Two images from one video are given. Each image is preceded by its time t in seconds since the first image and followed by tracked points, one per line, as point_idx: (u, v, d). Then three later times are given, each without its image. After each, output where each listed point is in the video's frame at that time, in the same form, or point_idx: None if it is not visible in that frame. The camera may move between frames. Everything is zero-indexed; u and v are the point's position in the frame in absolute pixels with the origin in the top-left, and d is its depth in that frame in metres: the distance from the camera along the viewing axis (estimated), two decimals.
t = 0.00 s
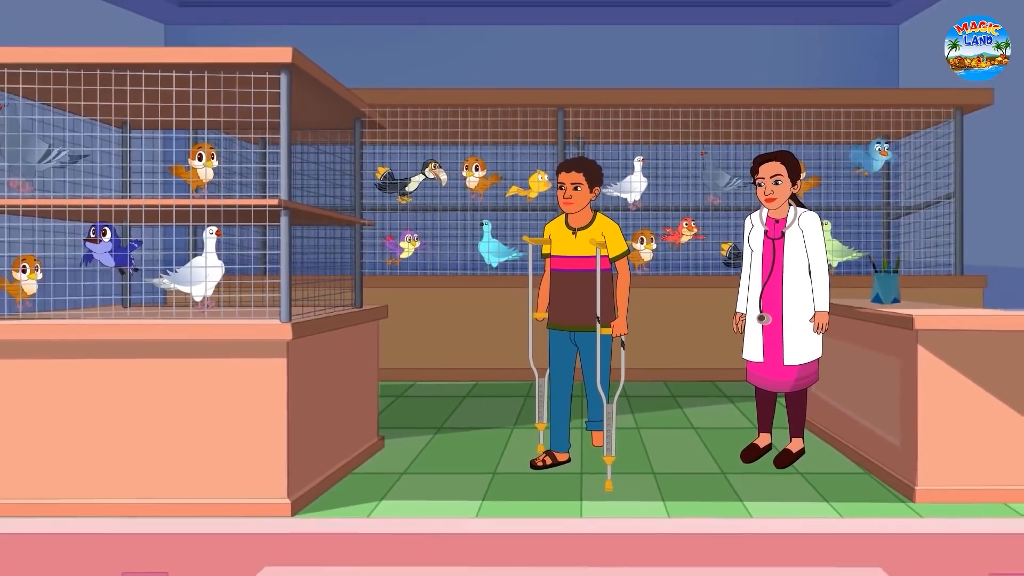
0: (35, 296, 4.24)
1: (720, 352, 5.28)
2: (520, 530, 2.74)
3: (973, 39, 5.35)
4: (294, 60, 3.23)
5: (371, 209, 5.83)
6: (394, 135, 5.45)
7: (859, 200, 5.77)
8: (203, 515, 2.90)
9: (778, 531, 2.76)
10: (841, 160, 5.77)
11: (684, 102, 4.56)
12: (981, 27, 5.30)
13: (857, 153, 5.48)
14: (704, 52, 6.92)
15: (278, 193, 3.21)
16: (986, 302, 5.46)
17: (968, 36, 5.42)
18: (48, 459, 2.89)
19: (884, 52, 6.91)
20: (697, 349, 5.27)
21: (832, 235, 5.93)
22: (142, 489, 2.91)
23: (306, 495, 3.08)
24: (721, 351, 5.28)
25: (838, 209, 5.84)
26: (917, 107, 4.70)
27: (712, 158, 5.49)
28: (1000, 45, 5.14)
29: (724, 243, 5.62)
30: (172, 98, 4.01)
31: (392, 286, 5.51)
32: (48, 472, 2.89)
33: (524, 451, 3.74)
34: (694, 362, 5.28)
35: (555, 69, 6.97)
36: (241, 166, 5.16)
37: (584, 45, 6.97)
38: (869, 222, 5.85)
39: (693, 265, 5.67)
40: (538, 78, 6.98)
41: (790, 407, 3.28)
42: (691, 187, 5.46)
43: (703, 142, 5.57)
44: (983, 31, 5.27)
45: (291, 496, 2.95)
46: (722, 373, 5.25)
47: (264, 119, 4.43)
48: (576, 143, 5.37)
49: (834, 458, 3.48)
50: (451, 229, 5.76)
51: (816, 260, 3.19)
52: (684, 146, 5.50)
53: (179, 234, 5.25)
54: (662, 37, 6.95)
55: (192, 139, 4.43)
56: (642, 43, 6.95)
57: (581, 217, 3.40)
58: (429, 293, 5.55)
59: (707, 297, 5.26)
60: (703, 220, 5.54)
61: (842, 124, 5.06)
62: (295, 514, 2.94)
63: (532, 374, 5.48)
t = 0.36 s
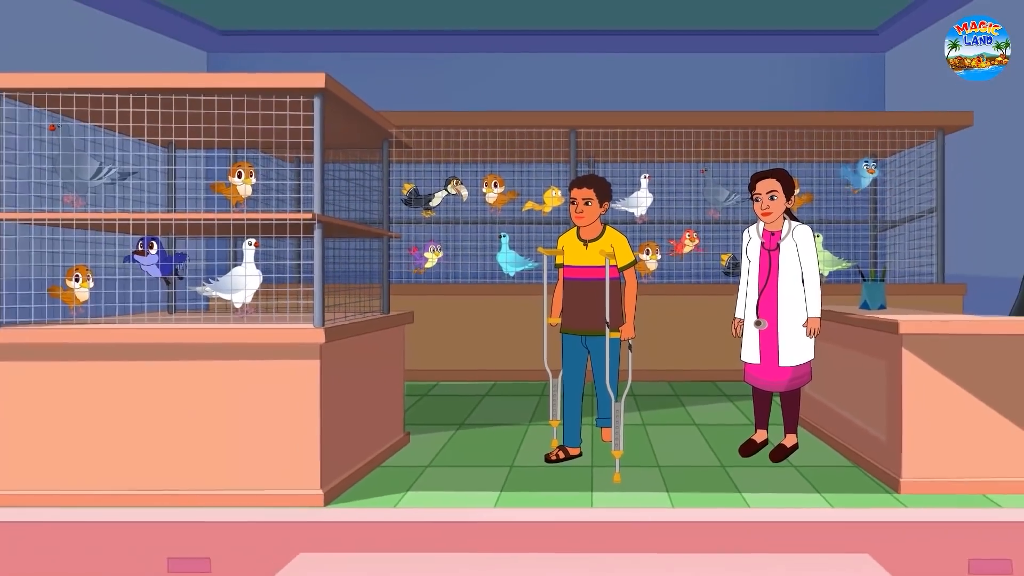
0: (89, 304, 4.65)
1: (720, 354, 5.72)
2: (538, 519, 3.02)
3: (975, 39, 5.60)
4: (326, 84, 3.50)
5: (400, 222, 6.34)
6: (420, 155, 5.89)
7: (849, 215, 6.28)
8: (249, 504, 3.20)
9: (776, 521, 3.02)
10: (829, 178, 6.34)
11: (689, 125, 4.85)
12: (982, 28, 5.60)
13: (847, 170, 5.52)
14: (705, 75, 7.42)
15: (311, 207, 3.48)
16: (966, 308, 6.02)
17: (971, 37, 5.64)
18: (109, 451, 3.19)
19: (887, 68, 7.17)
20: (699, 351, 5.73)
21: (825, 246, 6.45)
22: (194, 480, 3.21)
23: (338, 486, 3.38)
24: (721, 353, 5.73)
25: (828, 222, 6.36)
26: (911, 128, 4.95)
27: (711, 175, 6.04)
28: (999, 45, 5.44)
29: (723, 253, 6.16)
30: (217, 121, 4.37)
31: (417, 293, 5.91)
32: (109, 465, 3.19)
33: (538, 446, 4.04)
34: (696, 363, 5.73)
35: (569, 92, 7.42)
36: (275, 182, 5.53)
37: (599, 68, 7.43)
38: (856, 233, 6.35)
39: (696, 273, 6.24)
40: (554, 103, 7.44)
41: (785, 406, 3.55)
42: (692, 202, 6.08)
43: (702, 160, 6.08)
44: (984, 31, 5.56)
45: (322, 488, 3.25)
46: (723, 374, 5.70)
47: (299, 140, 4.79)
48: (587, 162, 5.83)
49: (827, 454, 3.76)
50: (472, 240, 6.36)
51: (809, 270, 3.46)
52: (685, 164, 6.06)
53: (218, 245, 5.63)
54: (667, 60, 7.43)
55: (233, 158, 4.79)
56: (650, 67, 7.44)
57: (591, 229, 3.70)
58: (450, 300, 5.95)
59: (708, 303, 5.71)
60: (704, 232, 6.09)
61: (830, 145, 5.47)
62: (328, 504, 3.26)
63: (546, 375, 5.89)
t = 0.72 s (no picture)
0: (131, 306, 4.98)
1: (719, 356, 6.16)
2: (549, 510, 3.30)
3: (975, 37, 5.15)
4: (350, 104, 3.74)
5: (421, 233, 6.74)
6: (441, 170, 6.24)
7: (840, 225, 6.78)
8: (286, 496, 3.52)
9: (769, 511, 3.27)
10: (820, 193, 6.82)
11: (690, 140, 5.27)
12: (980, 27, 5.13)
13: (837, 185, 5.90)
14: (708, 93, 7.81)
15: (339, 220, 3.77)
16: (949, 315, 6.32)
17: (968, 35, 5.15)
18: (160, 446, 3.53)
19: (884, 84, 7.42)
20: (699, 353, 6.17)
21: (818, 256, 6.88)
22: (236, 473, 3.54)
23: (363, 480, 3.67)
24: (720, 354, 6.17)
25: (821, 233, 6.79)
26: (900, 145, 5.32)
27: (711, 189, 6.53)
28: (998, 45, 5.05)
29: (721, 263, 6.66)
30: (252, 139, 4.71)
31: (438, 299, 6.29)
32: (160, 459, 3.53)
33: (551, 442, 4.34)
34: (697, 364, 6.17)
35: (580, 110, 7.84)
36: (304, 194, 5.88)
37: (609, 88, 7.85)
38: (847, 242, 6.76)
39: (697, 281, 6.76)
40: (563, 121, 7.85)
41: (781, 404, 3.81)
42: (692, 215, 6.56)
43: (702, 176, 6.54)
44: (982, 30, 5.11)
45: (349, 480, 3.55)
46: (723, 374, 6.13)
47: (328, 156, 5.13)
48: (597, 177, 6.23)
49: (822, 451, 4.00)
50: (490, 250, 6.73)
51: (802, 278, 3.71)
52: (685, 181, 6.57)
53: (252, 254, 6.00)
54: (674, 78, 7.79)
55: (266, 173, 5.13)
56: (657, 86, 7.85)
57: (600, 241, 3.99)
58: (468, 305, 6.30)
59: (707, 307, 6.15)
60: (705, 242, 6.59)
61: (820, 164, 5.96)
62: (355, 495, 3.55)
63: (558, 375, 6.24)
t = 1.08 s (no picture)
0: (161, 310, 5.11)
1: (718, 357, 6.60)
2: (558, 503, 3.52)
3: (974, 39, 4.77)
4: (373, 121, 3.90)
5: (439, 243, 7.06)
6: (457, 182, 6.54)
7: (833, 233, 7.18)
8: (311, 490, 3.77)
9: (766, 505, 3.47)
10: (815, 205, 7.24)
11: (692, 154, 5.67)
12: (981, 27, 4.77)
13: (831, 198, 6.00)
14: (710, 108, 8.13)
15: (361, 229, 4.03)
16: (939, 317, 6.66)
17: (968, 36, 4.77)
18: (193, 443, 3.79)
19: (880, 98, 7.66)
20: (700, 355, 6.60)
21: (814, 263, 7.23)
22: (265, 466, 3.80)
23: (380, 476, 3.87)
24: (719, 356, 6.60)
25: (817, 241, 7.13)
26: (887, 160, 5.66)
27: (711, 200, 6.95)
28: (1000, 45, 4.66)
29: (721, 270, 7.09)
30: (280, 154, 4.99)
31: (455, 303, 6.62)
32: (194, 454, 3.79)
33: (560, 438, 4.60)
34: (698, 365, 6.60)
35: (589, 122, 8.17)
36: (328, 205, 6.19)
37: (615, 104, 8.16)
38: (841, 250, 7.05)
39: (699, 287, 7.17)
40: (572, 134, 8.18)
41: (777, 403, 4.04)
42: (693, 224, 7.00)
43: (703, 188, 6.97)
44: (982, 32, 4.73)
45: (370, 475, 3.80)
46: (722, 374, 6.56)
47: (351, 169, 5.43)
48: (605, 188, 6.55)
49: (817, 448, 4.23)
50: (503, 257, 7.08)
51: (797, 284, 3.93)
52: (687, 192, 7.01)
53: (278, 261, 6.32)
54: (679, 92, 8.09)
55: (292, 185, 5.42)
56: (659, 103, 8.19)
57: (597, 248, 4.22)
58: (482, 310, 6.61)
59: (707, 311, 6.58)
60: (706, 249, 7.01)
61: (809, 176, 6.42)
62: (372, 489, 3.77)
63: (567, 376, 6.56)
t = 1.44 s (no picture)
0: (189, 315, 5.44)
1: (719, 358, 6.91)
2: (572, 498, 3.59)
3: (975, 37, 3.78)
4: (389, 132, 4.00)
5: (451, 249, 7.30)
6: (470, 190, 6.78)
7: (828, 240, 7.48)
8: (330, 485, 3.82)
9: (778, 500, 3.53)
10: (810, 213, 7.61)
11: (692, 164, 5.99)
12: (980, 25, 3.70)
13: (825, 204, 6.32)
14: (710, 120, 8.42)
15: (377, 236, 4.21)
16: (928, 320, 6.97)
17: (969, 33, 3.75)
18: (217, 438, 3.84)
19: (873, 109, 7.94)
20: (702, 357, 6.91)
21: (807, 266, 7.66)
22: (278, 465, 3.84)
23: (396, 472, 3.94)
24: (719, 358, 6.91)
25: (812, 247, 7.50)
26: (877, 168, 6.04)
27: (712, 209, 7.31)
28: (1000, 45, 3.84)
29: (721, 276, 7.44)
30: (301, 165, 5.19)
31: (468, 306, 6.89)
32: (218, 450, 3.84)
33: (567, 436, 4.81)
34: (699, 366, 6.91)
35: (598, 133, 8.46)
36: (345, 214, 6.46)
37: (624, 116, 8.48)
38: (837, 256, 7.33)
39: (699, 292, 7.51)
40: (579, 145, 8.47)
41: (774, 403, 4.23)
42: (693, 231, 7.40)
43: (704, 197, 7.34)
44: (984, 28, 3.71)
45: (385, 471, 3.85)
46: (722, 375, 6.89)
47: (367, 179, 5.66)
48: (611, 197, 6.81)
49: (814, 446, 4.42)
50: (512, 263, 7.28)
51: (794, 288, 4.13)
52: (689, 201, 7.42)
53: (296, 267, 6.60)
54: (681, 103, 8.36)
55: (312, 194, 5.64)
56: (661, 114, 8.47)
57: (601, 254, 4.43)
58: (492, 313, 6.87)
59: (708, 315, 6.91)
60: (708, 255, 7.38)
61: (803, 186, 6.78)
62: (388, 484, 3.83)
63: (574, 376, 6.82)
